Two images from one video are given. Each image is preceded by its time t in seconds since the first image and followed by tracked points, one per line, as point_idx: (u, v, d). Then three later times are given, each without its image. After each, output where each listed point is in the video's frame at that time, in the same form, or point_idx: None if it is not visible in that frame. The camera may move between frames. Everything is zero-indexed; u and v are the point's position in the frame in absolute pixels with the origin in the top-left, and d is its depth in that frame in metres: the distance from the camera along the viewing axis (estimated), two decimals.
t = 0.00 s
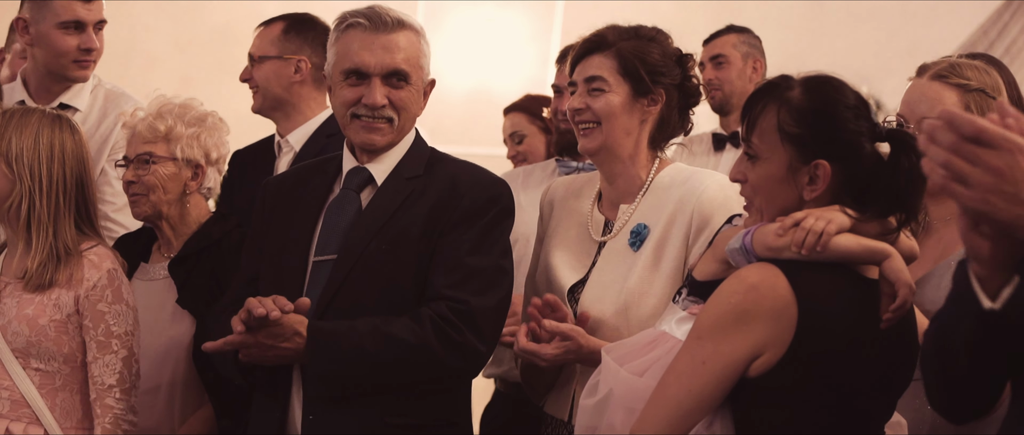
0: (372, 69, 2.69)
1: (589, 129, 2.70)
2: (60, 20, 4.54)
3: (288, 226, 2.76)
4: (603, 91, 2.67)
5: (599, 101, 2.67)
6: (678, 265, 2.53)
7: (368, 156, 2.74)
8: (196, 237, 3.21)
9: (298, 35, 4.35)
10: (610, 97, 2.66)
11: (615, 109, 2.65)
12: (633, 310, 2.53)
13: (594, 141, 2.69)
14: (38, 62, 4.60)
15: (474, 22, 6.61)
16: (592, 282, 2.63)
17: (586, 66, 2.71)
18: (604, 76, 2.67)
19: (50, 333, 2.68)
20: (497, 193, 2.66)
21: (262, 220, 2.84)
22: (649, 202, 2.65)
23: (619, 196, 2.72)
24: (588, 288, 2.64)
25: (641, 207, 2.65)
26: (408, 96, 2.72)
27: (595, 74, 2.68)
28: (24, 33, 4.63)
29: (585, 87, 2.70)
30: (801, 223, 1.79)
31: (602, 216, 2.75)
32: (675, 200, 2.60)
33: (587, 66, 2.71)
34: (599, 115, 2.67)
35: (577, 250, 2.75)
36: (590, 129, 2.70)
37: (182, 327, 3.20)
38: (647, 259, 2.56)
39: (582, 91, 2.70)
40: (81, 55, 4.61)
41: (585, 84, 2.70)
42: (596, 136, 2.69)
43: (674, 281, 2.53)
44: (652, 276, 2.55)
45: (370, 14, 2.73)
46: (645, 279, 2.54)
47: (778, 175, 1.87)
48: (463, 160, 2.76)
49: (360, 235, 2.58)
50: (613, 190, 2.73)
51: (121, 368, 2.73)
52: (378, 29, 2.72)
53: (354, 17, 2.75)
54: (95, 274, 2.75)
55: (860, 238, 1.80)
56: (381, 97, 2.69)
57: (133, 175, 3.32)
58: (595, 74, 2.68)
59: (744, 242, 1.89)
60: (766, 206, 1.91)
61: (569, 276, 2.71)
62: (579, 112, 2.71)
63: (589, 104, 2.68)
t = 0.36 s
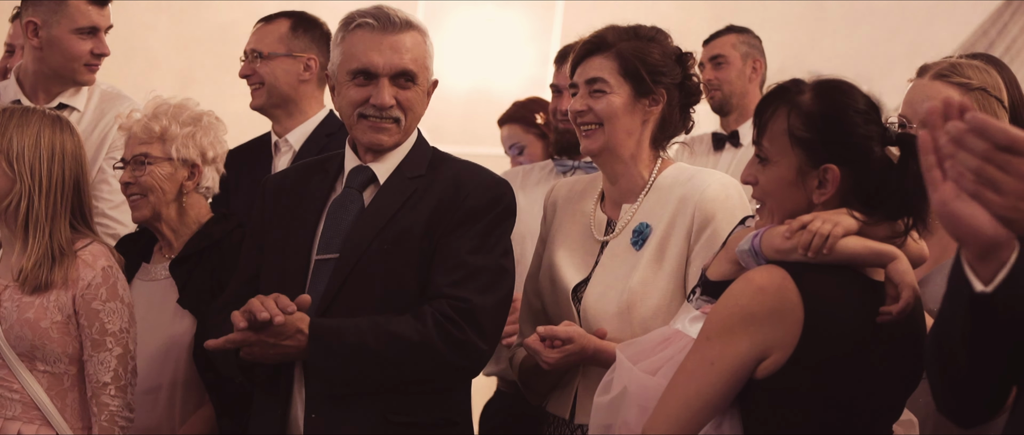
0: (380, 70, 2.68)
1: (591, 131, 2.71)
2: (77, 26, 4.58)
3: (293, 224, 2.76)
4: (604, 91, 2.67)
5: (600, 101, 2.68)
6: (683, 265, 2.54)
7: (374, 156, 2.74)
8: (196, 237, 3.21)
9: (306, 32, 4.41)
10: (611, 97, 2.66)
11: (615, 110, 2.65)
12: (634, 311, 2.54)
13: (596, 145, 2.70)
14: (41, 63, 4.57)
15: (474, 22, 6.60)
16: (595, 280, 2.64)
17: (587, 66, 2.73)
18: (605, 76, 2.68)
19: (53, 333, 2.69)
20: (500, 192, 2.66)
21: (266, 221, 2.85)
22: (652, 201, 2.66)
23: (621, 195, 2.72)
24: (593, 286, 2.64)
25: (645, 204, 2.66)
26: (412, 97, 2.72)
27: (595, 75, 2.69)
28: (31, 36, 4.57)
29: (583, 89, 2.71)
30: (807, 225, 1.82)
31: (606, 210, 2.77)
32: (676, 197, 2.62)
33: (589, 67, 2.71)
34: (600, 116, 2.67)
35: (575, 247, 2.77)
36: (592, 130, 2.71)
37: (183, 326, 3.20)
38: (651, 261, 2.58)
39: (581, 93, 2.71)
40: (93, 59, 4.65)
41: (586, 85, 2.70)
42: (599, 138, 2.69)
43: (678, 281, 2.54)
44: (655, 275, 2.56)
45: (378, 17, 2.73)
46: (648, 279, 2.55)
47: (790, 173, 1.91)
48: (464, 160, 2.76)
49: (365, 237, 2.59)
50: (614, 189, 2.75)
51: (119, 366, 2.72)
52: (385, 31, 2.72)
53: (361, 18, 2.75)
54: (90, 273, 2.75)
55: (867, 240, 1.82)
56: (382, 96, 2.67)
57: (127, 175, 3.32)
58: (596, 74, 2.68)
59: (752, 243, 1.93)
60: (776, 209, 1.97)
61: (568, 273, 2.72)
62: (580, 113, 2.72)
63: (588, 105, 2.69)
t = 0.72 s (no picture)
0: (367, 75, 2.55)
1: (575, 147, 2.60)
2: None
3: (285, 229, 2.58)
4: (588, 106, 2.59)
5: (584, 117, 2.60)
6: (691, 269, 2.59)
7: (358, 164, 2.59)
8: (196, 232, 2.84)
9: None
10: (595, 115, 2.60)
11: (599, 125, 2.60)
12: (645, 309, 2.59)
13: (576, 162, 2.61)
14: None
15: None
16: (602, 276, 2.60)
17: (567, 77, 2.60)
18: (586, 91, 2.60)
19: (65, 324, 2.58)
20: (503, 194, 2.60)
21: (243, 218, 2.58)
22: (655, 203, 2.60)
23: (613, 193, 2.60)
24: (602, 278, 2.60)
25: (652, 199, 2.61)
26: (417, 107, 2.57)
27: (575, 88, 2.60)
28: None
29: (563, 103, 2.60)
30: (825, 233, 2.62)
31: (598, 198, 2.61)
32: (682, 193, 2.60)
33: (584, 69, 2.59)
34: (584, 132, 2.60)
35: (578, 241, 2.61)
36: (574, 148, 2.60)
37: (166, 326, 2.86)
38: (658, 258, 2.59)
39: (561, 108, 2.60)
40: None
41: (569, 99, 2.60)
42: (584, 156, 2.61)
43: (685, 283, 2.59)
44: (658, 272, 2.59)
45: (371, 24, 2.57)
46: (648, 277, 2.59)
47: (799, 181, 2.61)
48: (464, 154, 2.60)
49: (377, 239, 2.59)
50: (614, 186, 2.61)
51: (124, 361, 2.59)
52: (377, 40, 2.57)
53: (356, 24, 2.57)
54: (110, 269, 2.60)
55: (885, 247, 2.65)
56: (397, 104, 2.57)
57: (123, 175, 2.60)
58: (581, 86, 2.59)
59: (767, 250, 2.62)
60: (789, 214, 2.62)
61: (570, 266, 2.61)
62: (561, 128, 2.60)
63: (570, 120, 2.60)
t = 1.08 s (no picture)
0: (371, 76, 2.60)
1: (579, 148, 2.72)
2: None
3: (293, 223, 2.72)
4: (592, 111, 2.70)
5: (588, 120, 2.71)
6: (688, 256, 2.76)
7: (365, 163, 2.68)
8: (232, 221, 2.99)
9: None
10: (597, 119, 2.70)
11: (601, 129, 2.71)
12: (644, 294, 2.74)
13: (579, 162, 2.72)
14: None
15: None
16: (600, 264, 2.73)
17: (571, 82, 2.69)
18: (589, 95, 2.70)
19: (75, 318, 2.70)
20: (510, 191, 2.74)
21: (254, 213, 2.70)
22: (654, 204, 2.76)
23: (610, 185, 2.73)
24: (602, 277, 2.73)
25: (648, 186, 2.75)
26: (443, 106, 2.68)
27: (580, 92, 2.69)
28: None
29: (567, 105, 2.70)
30: (831, 229, 2.79)
31: (593, 188, 2.73)
32: (682, 187, 2.76)
33: (584, 72, 2.69)
34: (587, 134, 2.71)
35: (575, 230, 2.73)
36: (577, 149, 2.72)
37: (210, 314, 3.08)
38: (653, 241, 2.75)
39: (565, 110, 2.70)
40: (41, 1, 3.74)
41: (574, 103, 2.70)
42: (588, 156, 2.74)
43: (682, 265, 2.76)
44: (653, 253, 2.75)
45: (377, 26, 2.62)
46: (644, 257, 2.75)
47: (798, 180, 2.75)
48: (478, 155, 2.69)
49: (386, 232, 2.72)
50: (612, 179, 2.73)
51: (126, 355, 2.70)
52: (384, 42, 2.63)
53: (362, 26, 2.61)
54: (115, 270, 2.69)
55: (883, 237, 2.80)
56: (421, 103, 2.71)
57: (124, 174, 2.75)
58: (584, 90, 2.69)
59: (770, 251, 2.79)
60: (788, 215, 2.77)
61: (570, 256, 2.73)
62: (564, 130, 2.70)
63: (574, 122, 2.70)
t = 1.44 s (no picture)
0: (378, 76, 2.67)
1: (577, 148, 2.35)
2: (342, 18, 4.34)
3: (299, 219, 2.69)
4: (592, 109, 2.36)
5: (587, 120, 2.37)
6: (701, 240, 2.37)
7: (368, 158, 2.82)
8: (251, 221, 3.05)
9: None
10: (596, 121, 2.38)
11: (599, 130, 2.38)
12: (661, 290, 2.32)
13: (575, 163, 2.35)
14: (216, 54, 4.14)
15: None
16: (606, 254, 2.32)
17: (566, 82, 2.34)
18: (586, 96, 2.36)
19: None
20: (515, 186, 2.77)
21: (260, 209, 2.69)
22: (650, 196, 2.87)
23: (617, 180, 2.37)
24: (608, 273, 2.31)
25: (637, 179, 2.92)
26: (452, 105, 2.20)
27: (578, 91, 2.34)
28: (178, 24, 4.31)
29: (566, 103, 2.35)
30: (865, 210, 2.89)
31: (594, 182, 2.38)
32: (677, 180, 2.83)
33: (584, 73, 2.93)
34: (586, 134, 2.35)
35: (574, 224, 2.34)
36: (576, 148, 2.34)
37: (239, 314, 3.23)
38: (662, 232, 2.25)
39: (563, 109, 2.35)
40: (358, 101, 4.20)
41: (574, 99, 2.34)
42: (588, 158, 2.37)
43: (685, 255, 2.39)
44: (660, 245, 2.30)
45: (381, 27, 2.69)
46: (653, 250, 2.31)
47: (787, 173, 3.00)
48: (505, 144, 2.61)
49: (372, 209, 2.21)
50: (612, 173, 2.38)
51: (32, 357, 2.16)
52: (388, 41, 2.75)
53: (366, 26, 2.66)
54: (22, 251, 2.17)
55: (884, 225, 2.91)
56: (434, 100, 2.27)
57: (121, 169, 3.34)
58: (581, 90, 2.34)
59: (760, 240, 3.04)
60: (773, 207, 3.02)
61: (577, 245, 2.31)
62: (562, 130, 2.35)
63: (571, 120, 2.35)
